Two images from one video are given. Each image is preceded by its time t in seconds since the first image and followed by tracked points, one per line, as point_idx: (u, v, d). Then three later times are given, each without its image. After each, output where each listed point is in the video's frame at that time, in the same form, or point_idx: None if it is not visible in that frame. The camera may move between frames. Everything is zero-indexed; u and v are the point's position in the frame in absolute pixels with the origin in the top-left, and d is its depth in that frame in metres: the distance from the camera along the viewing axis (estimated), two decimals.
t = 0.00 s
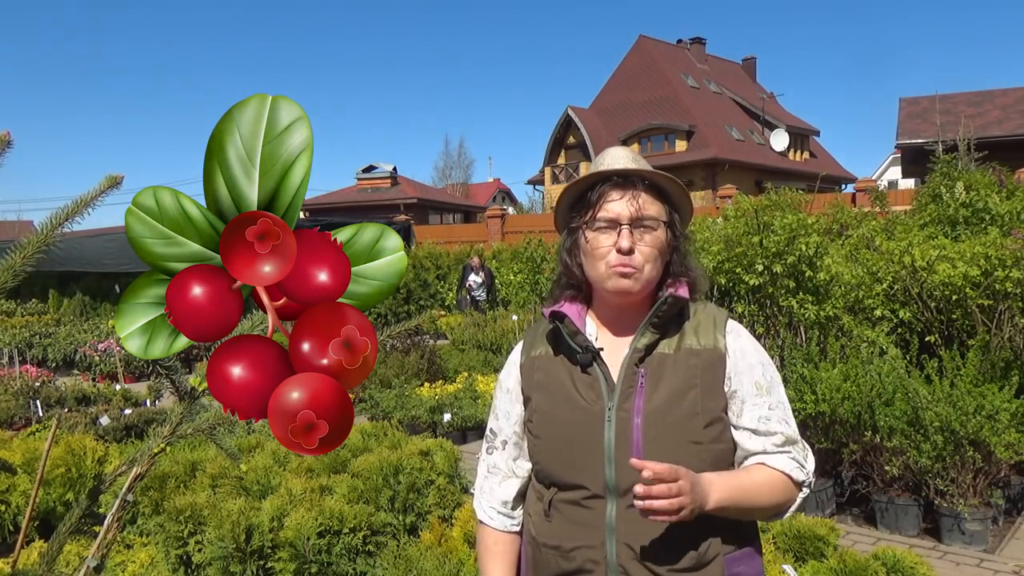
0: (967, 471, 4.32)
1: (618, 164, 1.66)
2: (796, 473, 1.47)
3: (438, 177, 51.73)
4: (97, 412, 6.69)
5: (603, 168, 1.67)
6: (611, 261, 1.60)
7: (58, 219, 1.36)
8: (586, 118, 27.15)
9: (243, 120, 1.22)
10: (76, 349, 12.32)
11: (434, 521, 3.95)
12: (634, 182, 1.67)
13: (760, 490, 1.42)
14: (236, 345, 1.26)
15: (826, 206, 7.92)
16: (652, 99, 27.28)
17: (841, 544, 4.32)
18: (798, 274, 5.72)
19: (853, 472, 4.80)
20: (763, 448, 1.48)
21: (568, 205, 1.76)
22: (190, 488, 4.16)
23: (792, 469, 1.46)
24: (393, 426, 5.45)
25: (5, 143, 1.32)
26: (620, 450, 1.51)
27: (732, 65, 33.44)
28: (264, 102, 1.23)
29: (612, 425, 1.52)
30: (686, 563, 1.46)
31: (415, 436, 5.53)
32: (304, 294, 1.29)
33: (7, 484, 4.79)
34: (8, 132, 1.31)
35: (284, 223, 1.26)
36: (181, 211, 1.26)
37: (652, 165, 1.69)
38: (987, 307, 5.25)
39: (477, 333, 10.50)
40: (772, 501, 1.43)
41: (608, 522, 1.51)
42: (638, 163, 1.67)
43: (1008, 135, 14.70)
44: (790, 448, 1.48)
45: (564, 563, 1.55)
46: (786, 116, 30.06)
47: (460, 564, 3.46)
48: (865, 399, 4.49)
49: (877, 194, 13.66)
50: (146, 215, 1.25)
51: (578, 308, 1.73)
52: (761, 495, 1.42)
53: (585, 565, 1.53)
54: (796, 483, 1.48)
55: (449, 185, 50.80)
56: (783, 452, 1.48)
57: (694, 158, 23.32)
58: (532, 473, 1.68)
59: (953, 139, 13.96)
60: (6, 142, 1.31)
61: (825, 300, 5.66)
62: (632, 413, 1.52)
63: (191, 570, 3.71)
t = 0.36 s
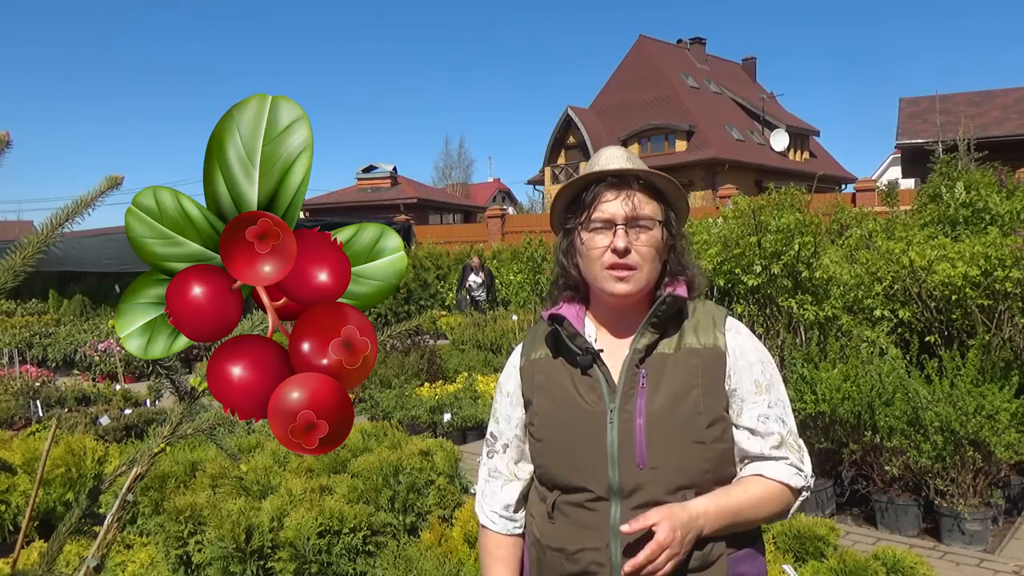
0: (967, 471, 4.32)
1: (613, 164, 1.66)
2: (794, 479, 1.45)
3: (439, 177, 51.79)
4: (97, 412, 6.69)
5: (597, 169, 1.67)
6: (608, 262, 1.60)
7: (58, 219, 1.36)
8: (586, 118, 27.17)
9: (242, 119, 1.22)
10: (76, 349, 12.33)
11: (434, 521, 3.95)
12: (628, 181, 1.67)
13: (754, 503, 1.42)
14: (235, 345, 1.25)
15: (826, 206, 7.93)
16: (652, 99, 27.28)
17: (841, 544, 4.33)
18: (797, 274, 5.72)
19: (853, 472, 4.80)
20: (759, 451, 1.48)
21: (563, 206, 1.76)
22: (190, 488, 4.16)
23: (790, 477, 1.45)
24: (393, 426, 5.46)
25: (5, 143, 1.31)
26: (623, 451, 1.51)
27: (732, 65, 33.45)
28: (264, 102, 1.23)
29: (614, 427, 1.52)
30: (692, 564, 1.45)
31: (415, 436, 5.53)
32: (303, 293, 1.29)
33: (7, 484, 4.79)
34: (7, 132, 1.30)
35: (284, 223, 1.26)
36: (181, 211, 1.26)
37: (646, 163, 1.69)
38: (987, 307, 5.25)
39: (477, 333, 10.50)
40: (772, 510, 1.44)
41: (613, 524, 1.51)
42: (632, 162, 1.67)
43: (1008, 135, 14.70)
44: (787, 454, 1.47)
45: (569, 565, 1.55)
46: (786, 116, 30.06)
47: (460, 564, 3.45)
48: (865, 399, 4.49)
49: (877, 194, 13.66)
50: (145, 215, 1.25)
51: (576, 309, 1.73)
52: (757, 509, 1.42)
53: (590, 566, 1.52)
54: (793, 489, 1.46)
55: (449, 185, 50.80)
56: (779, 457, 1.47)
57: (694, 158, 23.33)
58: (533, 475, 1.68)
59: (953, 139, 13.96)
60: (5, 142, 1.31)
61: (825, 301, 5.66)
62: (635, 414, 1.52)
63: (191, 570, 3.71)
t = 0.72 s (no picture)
0: (967, 471, 4.32)
1: (623, 163, 1.66)
2: (795, 476, 1.45)
3: (439, 177, 51.83)
4: (97, 412, 6.69)
5: (607, 167, 1.67)
6: (612, 260, 1.60)
7: (58, 219, 1.36)
8: (586, 118, 27.18)
9: (243, 119, 1.22)
10: (76, 349, 12.32)
11: (434, 521, 3.95)
12: (637, 182, 1.67)
13: (754, 500, 1.42)
14: (235, 345, 1.25)
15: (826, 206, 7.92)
16: (652, 99, 27.28)
17: (841, 544, 4.32)
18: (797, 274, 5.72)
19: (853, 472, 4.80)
20: (759, 449, 1.47)
21: (570, 201, 1.76)
22: (190, 488, 4.16)
23: (790, 473, 1.45)
24: (393, 426, 5.46)
25: (4, 143, 1.31)
26: (623, 450, 1.51)
27: (732, 65, 33.45)
28: (264, 102, 1.23)
29: (614, 426, 1.52)
30: (692, 564, 1.45)
31: (415, 436, 5.53)
32: (303, 293, 1.29)
33: (7, 484, 4.79)
34: (7, 132, 1.30)
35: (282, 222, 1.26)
36: (181, 212, 1.26)
37: (656, 166, 1.69)
38: (987, 307, 5.24)
39: (477, 333, 10.50)
40: (773, 508, 1.44)
41: (613, 524, 1.51)
42: (642, 164, 1.67)
43: (1008, 135, 14.70)
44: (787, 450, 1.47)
45: (570, 565, 1.55)
46: (786, 117, 30.06)
47: (460, 564, 3.45)
48: (865, 399, 4.49)
49: (877, 194, 13.65)
50: (146, 216, 1.25)
51: (574, 309, 1.73)
52: (758, 507, 1.42)
53: (590, 567, 1.53)
54: (794, 487, 1.46)
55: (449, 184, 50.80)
56: (778, 454, 1.47)
57: (694, 158, 23.32)
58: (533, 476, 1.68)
59: (953, 139, 13.96)
60: (5, 142, 1.31)
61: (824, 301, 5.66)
62: (635, 414, 1.52)
63: (191, 570, 3.71)
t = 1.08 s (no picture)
0: (967, 471, 4.32)
1: (645, 165, 1.65)
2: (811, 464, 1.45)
3: (439, 177, 51.85)
4: (97, 412, 6.69)
5: (629, 167, 1.66)
6: (626, 261, 1.60)
7: (59, 219, 1.36)
8: (586, 118, 27.18)
9: (242, 119, 1.22)
10: (76, 349, 12.33)
11: (434, 521, 3.95)
12: (657, 185, 1.66)
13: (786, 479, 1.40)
14: (235, 345, 1.25)
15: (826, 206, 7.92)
16: (652, 99, 27.29)
17: (841, 544, 4.33)
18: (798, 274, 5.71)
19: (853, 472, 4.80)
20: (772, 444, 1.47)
21: (587, 197, 1.75)
22: (190, 488, 4.16)
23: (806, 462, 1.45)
24: (393, 426, 5.46)
25: (5, 142, 1.31)
26: (623, 449, 1.51)
27: (732, 65, 33.44)
28: (264, 102, 1.23)
29: (614, 425, 1.52)
30: (690, 562, 1.47)
31: (415, 436, 5.53)
32: (303, 293, 1.29)
33: (7, 484, 4.79)
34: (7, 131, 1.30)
35: (282, 222, 1.26)
36: (181, 211, 1.26)
37: (676, 172, 1.69)
38: (987, 307, 5.24)
39: (477, 333, 10.50)
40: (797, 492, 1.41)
41: (612, 523, 1.51)
42: (664, 168, 1.67)
43: (1008, 135, 14.70)
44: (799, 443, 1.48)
45: (568, 564, 1.55)
46: (786, 117, 30.07)
47: (460, 564, 3.45)
48: (865, 399, 4.49)
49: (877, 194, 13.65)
50: (145, 216, 1.25)
51: (578, 307, 1.73)
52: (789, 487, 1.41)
53: (589, 566, 1.52)
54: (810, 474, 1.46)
55: (449, 184, 50.82)
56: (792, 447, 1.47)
57: (695, 158, 23.32)
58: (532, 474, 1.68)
59: (953, 139, 13.97)
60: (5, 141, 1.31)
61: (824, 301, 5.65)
62: (634, 413, 1.52)
63: (191, 570, 3.71)
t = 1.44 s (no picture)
0: (967, 471, 4.32)
1: (643, 169, 1.64)
2: (800, 484, 1.47)
3: (439, 178, 51.87)
4: (97, 412, 6.70)
5: (627, 172, 1.65)
6: (628, 269, 1.61)
7: (60, 220, 1.36)
8: (586, 118, 27.22)
9: (243, 120, 1.22)
10: (76, 349, 12.32)
11: (434, 521, 3.95)
12: (656, 188, 1.65)
13: (762, 506, 1.43)
14: (235, 345, 1.25)
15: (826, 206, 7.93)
16: (652, 99, 27.29)
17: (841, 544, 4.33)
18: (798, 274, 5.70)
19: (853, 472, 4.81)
20: (766, 457, 1.49)
21: (587, 202, 1.74)
22: (190, 488, 4.16)
23: (795, 481, 1.47)
24: (393, 426, 5.46)
25: (7, 145, 1.31)
26: (625, 449, 1.51)
27: (732, 65, 33.45)
28: (264, 102, 1.23)
29: (618, 425, 1.52)
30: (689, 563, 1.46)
31: (415, 436, 5.53)
32: (303, 293, 1.29)
33: (7, 484, 4.79)
34: (8, 133, 1.30)
35: (284, 223, 1.26)
36: (182, 211, 1.26)
37: (675, 172, 1.67)
38: (987, 307, 5.24)
39: (477, 333, 10.50)
40: (775, 516, 1.45)
41: (612, 522, 1.51)
42: (662, 169, 1.65)
43: (1008, 135, 14.71)
44: (791, 459, 1.48)
45: (567, 563, 1.55)
46: (786, 117, 30.07)
47: (460, 564, 3.45)
48: (865, 399, 4.49)
49: (878, 194, 13.65)
50: (146, 215, 1.25)
51: (586, 303, 1.73)
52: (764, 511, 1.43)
53: (588, 565, 1.53)
54: (799, 494, 1.48)
55: (449, 184, 50.82)
56: (784, 463, 1.48)
57: (695, 159, 23.31)
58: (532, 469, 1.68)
59: (953, 139, 13.97)
60: (6, 143, 1.31)
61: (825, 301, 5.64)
62: (639, 413, 1.52)
63: (191, 570, 3.71)
